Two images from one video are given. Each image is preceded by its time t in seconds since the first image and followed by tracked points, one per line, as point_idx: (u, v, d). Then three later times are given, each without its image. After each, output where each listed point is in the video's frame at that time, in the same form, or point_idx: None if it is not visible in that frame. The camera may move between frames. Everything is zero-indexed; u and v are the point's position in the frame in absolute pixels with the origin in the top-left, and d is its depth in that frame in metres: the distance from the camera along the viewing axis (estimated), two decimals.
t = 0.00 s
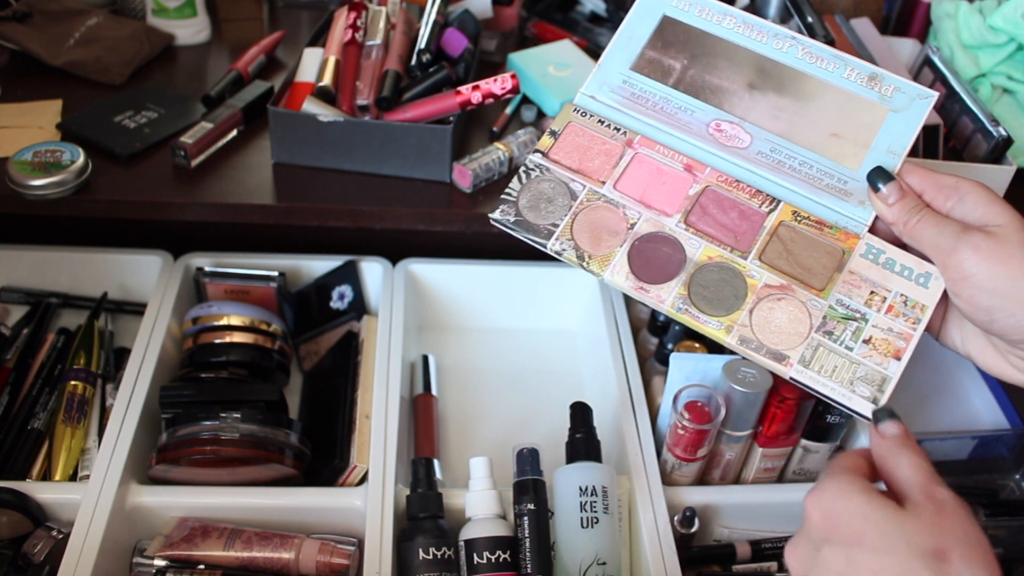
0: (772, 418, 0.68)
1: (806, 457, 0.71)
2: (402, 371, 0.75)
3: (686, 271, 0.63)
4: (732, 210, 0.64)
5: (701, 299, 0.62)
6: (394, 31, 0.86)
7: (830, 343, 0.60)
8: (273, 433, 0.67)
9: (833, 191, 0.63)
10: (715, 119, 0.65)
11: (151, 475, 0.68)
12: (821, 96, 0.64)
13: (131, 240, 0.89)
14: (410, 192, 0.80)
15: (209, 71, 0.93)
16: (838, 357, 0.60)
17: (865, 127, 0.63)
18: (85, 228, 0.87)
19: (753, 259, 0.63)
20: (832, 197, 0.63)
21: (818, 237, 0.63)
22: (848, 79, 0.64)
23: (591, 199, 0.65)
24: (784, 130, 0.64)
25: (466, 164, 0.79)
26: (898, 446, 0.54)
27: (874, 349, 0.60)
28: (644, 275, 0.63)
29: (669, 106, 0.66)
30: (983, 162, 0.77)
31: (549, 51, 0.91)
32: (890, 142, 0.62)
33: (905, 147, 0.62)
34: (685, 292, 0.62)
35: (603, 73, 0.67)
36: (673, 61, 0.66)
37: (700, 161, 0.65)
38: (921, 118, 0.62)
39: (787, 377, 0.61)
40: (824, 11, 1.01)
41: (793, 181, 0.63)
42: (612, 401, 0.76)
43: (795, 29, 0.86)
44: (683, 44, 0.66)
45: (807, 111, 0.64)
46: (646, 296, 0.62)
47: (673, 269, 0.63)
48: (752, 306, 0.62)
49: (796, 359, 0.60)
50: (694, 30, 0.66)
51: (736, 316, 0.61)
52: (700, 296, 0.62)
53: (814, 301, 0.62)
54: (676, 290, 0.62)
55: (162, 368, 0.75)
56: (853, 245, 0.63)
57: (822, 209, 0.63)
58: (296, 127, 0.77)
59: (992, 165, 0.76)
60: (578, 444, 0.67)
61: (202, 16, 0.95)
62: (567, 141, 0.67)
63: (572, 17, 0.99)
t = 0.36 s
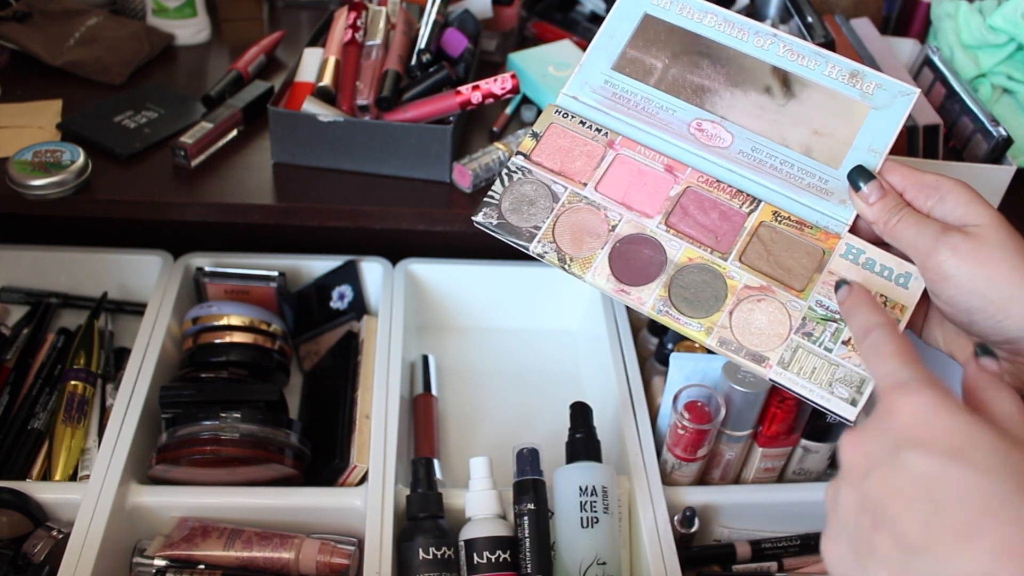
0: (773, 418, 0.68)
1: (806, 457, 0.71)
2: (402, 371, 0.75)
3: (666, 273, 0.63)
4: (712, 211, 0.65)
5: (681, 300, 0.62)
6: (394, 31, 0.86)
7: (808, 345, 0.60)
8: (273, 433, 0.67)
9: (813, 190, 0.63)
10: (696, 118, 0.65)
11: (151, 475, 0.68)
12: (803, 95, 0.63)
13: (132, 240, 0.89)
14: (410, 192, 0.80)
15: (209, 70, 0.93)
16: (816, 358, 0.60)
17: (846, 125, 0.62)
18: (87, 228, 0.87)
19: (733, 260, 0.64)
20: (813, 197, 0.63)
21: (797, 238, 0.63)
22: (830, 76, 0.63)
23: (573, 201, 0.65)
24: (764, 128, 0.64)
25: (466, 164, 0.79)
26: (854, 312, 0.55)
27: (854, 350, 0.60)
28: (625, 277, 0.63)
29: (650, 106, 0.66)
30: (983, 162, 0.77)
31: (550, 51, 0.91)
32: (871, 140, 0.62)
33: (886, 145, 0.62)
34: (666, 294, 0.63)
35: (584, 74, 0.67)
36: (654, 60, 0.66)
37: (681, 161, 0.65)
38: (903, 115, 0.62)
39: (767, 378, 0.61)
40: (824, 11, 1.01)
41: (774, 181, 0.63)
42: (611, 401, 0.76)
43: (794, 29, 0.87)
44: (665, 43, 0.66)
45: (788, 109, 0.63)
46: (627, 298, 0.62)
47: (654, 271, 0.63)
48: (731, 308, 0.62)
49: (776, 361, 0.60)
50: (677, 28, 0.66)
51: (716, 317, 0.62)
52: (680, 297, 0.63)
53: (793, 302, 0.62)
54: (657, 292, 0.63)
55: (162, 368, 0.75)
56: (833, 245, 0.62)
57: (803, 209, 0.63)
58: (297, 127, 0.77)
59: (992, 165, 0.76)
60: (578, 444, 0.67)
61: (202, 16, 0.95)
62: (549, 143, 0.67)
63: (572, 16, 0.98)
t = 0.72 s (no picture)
0: (773, 417, 0.68)
1: (806, 457, 0.71)
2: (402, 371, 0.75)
3: (665, 263, 0.64)
4: (714, 201, 0.65)
5: (678, 291, 0.64)
6: (394, 31, 0.86)
7: (798, 343, 0.61)
8: (273, 433, 0.67)
9: (817, 181, 0.62)
10: (703, 104, 0.64)
11: (151, 475, 0.68)
12: (814, 81, 0.62)
13: (132, 241, 0.89)
14: (410, 192, 0.79)
15: (209, 70, 0.93)
16: (805, 356, 0.61)
17: (856, 115, 0.61)
18: (87, 229, 0.87)
19: (731, 253, 0.64)
20: (816, 188, 0.62)
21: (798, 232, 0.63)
22: (842, 63, 0.62)
23: (577, 186, 0.66)
24: (771, 117, 0.63)
25: (466, 164, 0.79)
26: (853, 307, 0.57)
27: (844, 349, 0.61)
28: (623, 267, 0.64)
29: (658, 90, 0.65)
30: (983, 161, 0.77)
31: (550, 51, 0.91)
32: (880, 132, 0.61)
33: (894, 138, 0.61)
34: (663, 285, 0.64)
35: (594, 55, 0.66)
36: (665, 42, 0.65)
37: (685, 149, 0.65)
38: (913, 106, 0.61)
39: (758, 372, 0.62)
40: (823, 11, 1.01)
41: (778, 170, 0.63)
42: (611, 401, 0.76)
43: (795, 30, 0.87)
44: (675, 25, 0.65)
45: (797, 96, 0.62)
46: (624, 287, 0.64)
47: (652, 261, 0.64)
48: (726, 302, 0.63)
49: (766, 357, 0.61)
50: (688, 10, 0.64)
51: (711, 311, 0.63)
52: (678, 289, 0.64)
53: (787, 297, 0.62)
54: (654, 283, 0.64)
55: (162, 368, 0.75)
56: (832, 240, 0.62)
57: (804, 200, 0.62)
58: (297, 127, 0.77)
59: (992, 165, 0.76)
60: (577, 444, 0.67)
61: (202, 16, 0.95)
62: (556, 127, 0.67)
63: (572, 17, 0.99)
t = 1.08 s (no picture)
0: (773, 417, 0.68)
1: (806, 457, 0.71)
2: (402, 371, 0.75)
3: (661, 269, 0.65)
4: (711, 207, 0.65)
5: (674, 298, 0.64)
6: (394, 31, 0.86)
7: (794, 352, 0.62)
8: (272, 433, 0.67)
9: (816, 188, 0.62)
10: (702, 106, 0.63)
11: (151, 475, 0.68)
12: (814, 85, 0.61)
13: (132, 240, 0.89)
14: (410, 192, 0.79)
15: (209, 70, 0.93)
16: (801, 366, 0.61)
17: (856, 120, 0.60)
18: (87, 228, 0.87)
19: (727, 260, 0.64)
20: (815, 194, 0.62)
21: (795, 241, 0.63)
22: (842, 66, 0.60)
23: (573, 190, 0.66)
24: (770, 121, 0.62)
25: (466, 164, 0.79)
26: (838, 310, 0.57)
27: (840, 359, 0.61)
28: (620, 272, 0.65)
29: (655, 90, 0.64)
30: (983, 162, 0.77)
31: (550, 51, 0.91)
32: (879, 138, 0.60)
33: (894, 145, 0.60)
34: (659, 292, 0.64)
35: (591, 53, 0.65)
36: (663, 41, 0.64)
37: (683, 153, 0.65)
38: (914, 112, 0.59)
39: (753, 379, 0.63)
40: (823, 11, 1.01)
41: (777, 175, 0.62)
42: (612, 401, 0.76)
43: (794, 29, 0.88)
44: (675, 22, 0.63)
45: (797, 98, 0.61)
46: (620, 293, 0.65)
47: (648, 267, 0.65)
48: (722, 309, 0.63)
49: (762, 365, 0.62)
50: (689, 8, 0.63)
51: (707, 318, 0.63)
52: (674, 296, 0.64)
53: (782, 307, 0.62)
54: (650, 289, 0.64)
55: (162, 368, 0.75)
56: (830, 248, 0.62)
57: (802, 207, 0.62)
58: (297, 127, 0.77)
59: (992, 165, 0.76)
60: (577, 444, 0.67)
61: (202, 16, 0.95)
62: (552, 128, 0.66)
63: (572, 17, 0.99)
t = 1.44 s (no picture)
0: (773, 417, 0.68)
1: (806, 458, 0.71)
2: (402, 372, 0.75)
3: (668, 266, 0.65)
4: (715, 207, 0.66)
5: (683, 295, 0.64)
6: (394, 31, 0.86)
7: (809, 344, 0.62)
8: (273, 433, 0.67)
9: (818, 187, 0.64)
10: (701, 112, 0.67)
11: (151, 475, 0.68)
12: (811, 89, 0.65)
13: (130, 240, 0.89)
14: (411, 192, 0.80)
15: (209, 70, 0.93)
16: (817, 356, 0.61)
17: (852, 121, 0.64)
18: (86, 228, 0.87)
19: (735, 256, 0.65)
20: (817, 194, 0.64)
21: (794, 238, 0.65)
22: (837, 70, 0.64)
23: (574, 193, 0.67)
24: (769, 124, 0.65)
25: (466, 164, 0.79)
26: (798, 271, 0.37)
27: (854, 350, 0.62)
28: (626, 270, 0.64)
29: (654, 99, 0.67)
30: (983, 162, 0.77)
31: (550, 52, 0.91)
32: (877, 137, 0.64)
33: (891, 142, 0.64)
34: (667, 288, 0.64)
35: (588, 67, 0.69)
36: (659, 52, 0.67)
37: (684, 156, 0.67)
38: (909, 110, 0.63)
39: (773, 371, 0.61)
40: (823, 11, 1.01)
41: (778, 177, 0.65)
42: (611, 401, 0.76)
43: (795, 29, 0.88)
44: (669, 34, 0.67)
45: (794, 103, 0.65)
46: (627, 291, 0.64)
47: (656, 265, 0.65)
48: (733, 303, 0.63)
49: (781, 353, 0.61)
50: (680, 20, 0.67)
51: (718, 312, 0.63)
52: (684, 292, 0.64)
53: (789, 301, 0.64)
54: (658, 286, 0.64)
55: (162, 368, 0.75)
56: (837, 242, 0.64)
57: (808, 206, 0.64)
58: (297, 127, 0.77)
59: (992, 165, 0.76)
60: (577, 444, 0.68)
61: (202, 16, 0.95)
62: (550, 135, 0.69)
63: (572, 17, 0.98)
